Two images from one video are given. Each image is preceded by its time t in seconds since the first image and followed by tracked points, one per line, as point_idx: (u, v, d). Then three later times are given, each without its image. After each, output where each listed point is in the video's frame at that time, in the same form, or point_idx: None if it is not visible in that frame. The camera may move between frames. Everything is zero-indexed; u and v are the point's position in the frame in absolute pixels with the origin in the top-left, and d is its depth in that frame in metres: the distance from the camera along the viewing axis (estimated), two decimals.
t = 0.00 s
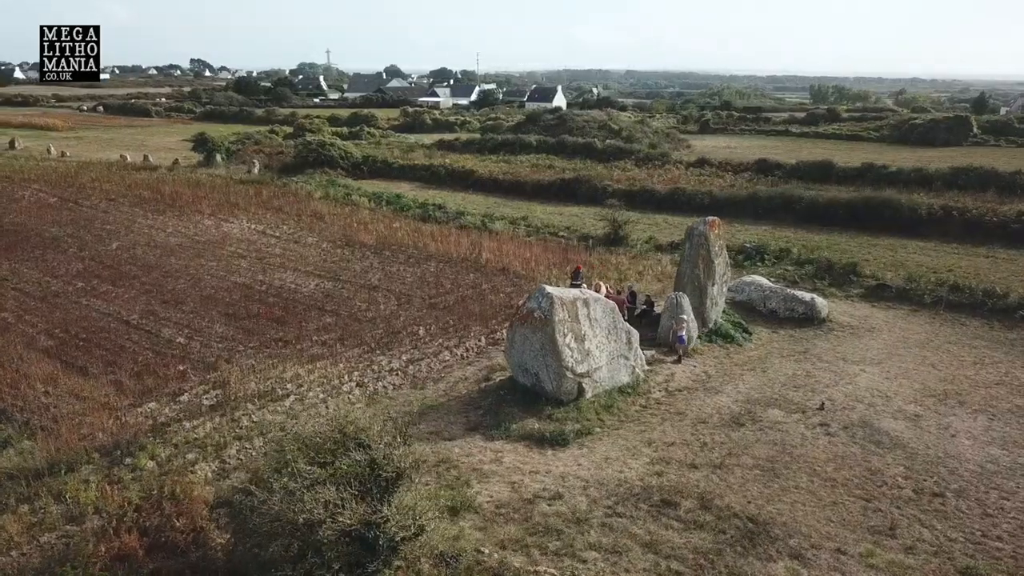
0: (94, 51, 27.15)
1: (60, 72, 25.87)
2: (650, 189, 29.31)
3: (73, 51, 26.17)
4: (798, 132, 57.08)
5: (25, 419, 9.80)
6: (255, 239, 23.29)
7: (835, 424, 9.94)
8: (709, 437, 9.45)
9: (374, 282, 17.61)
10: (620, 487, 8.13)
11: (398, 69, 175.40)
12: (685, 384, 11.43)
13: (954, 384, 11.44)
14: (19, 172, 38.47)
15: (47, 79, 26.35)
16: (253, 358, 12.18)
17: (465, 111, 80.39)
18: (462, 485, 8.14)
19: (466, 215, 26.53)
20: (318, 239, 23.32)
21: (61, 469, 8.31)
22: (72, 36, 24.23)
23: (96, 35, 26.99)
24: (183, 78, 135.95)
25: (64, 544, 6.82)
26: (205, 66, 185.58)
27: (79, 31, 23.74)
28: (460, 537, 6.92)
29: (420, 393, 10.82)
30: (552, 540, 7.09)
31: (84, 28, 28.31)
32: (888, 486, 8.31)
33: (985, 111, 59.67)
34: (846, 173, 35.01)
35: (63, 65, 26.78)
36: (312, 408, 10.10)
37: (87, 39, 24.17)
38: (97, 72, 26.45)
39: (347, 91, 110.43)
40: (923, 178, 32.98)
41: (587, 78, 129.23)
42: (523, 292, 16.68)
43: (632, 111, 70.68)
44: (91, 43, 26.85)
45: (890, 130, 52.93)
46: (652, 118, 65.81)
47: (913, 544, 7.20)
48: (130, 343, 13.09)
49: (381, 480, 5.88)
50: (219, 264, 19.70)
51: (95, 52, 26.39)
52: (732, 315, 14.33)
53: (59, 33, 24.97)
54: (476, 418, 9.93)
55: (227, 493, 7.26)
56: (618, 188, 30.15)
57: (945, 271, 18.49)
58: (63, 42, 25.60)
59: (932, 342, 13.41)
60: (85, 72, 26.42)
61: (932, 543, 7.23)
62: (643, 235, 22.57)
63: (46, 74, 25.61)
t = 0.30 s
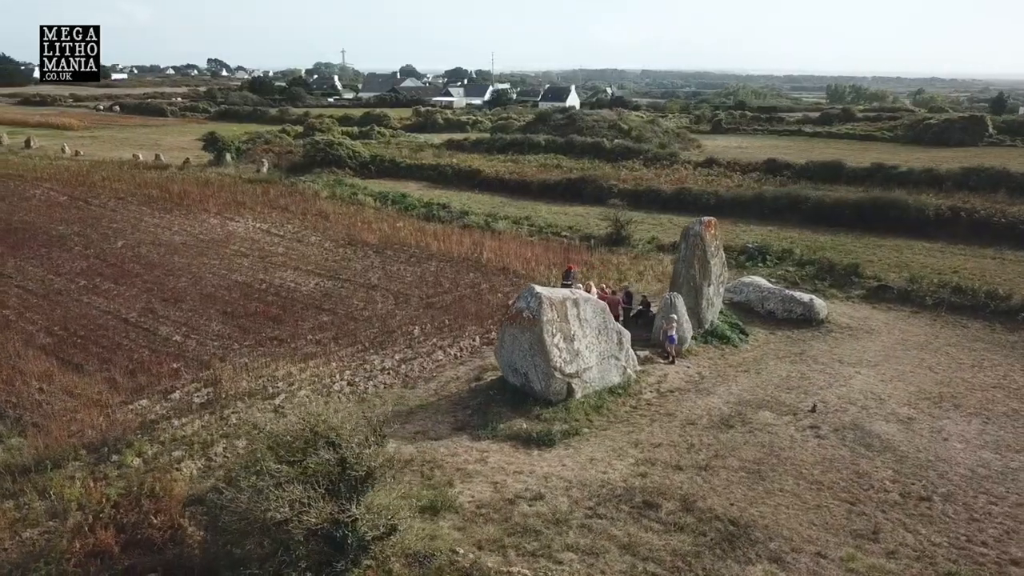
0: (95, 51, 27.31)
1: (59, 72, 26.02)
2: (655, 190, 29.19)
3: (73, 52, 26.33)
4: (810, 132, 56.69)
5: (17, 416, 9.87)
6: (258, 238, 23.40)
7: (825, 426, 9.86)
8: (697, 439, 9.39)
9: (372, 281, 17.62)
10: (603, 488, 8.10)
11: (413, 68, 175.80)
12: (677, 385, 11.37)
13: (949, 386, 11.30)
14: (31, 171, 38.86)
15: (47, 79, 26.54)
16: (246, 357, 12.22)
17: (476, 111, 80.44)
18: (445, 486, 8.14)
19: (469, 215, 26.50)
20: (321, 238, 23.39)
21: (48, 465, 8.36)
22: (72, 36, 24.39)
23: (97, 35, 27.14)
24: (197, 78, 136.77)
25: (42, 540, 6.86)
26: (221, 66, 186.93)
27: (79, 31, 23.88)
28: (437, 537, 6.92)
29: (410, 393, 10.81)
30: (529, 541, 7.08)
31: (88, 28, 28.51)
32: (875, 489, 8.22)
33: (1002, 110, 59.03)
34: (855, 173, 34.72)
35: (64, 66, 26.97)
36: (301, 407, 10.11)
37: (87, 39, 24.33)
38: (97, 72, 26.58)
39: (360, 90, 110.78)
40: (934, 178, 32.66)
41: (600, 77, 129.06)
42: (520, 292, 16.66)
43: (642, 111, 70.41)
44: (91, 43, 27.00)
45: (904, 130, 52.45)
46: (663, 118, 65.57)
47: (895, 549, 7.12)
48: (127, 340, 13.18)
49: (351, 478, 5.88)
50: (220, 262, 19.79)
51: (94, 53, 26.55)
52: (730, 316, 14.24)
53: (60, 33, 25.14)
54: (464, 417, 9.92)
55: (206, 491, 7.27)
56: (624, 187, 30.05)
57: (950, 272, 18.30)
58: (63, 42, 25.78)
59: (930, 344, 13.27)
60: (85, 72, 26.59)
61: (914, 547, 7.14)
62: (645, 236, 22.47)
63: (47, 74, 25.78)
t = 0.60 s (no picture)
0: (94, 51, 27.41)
1: (59, 72, 26.17)
2: (663, 189, 29.05)
3: (73, 51, 26.44)
4: (826, 132, 56.21)
5: (12, 411, 9.98)
6: (264, 236, 23.55)
7: (818, 428, 9.76)
8: (687, 440, 9.33)
9: (374, 280, 17.66)
10: (587, 488, 8.06)
11: (433, 69, 176.16)
12: (671, 385, 11.31)
13: (948, 389, 11.16)
14: (45, 169, 39.30)
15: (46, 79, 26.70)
16: (243, 354, 12.29)
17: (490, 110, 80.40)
18: (430, 485, 8.13)
19: (474, 214, 26.47)
20: (326, 236, 23.48)
21: (38, 460, 8.45)
22: (72, 36, 24.52)
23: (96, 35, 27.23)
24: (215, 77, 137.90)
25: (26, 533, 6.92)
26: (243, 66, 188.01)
27: (79, 31, 24.02)
28: (416, 536, 6.92)
29: (403, 393, 10.83)
30: (509, 540, 7.06)
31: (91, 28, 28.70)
32: (863, 492, 8.12)
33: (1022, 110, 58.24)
34: (866, 174, 34.40)
35: (65, 65, 27.14)
36: (292, 404, 10.15)
37: (87, 39, 24.49)
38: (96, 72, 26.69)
39: (375, 90, 111.13)
40: (947, 179, 32.28)
41: (616, 77, 128.65)
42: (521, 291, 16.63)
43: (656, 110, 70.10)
44: (91, 43, 27.10)
45: (920, 130, 51.87)
46: (677, 117, 65.25)
47: (880, 552, 7.03)
48: (127, 337, 13.30)
49: (324, 476, 5.90)
50: (225, 260, 19.92)
51: (95, 52, 26.66)
52: (729, 317, 14.14)
53: (60, 33, 25.27)
54: (455, 416, 9.92)
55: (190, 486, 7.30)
56: (632, 187, 29.93)
57: (958, 274, 18.08)
58: (65, 42, 25.91)
59: (931, 346, 13.11)
60: (85, 72, 26.73)
61: (899, 551, 7.05)
62: (650, 236, 22.37)
63: (48, 74, 25.94)
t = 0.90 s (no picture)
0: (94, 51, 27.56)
1: (59, 72, 26.36)
2: (672, 189, 28.91)
3: (73, 52, 26.59)
4: (842, 132, 55.69)
5: (9, 406, 10.08)
6: (271, 234, 23.67)
7: (812, 430, 9.65)
8: (677, 441, 9.27)
9: (376, 279, 17.68)
10: (572, 488, 8.02)
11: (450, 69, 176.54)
12: (666, 385, 11.24)
13: (947, 391, 11.01)
14: (60, 168, 39.76)
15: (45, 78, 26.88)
16: (240, 351, 12.34)
17: (504, 109, 80.33)
18: (415, 484, 8.13)
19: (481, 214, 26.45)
20: (332, 235, 23.57)
21: (29, 456, 8.55)
22: (72, 37, 24.66)
23: (96, 35, 27.34)
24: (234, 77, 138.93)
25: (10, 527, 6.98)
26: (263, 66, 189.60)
27: (79, 31, 24.16)
28: (396, 536, 6.92)
29: (395, 391, 10.83)
30: (489, 540, 7.04)
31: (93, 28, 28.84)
32: (852, 495, 8.03)
33: None
34: (879, 175, 34.04)
35: (66, 65, 27.33)
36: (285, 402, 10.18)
37: (88, 40, 24.63)
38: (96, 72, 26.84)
39: (392, 90, 111.47)
40: (961, 179, 31.86)
41: (633, 77, 128.28)
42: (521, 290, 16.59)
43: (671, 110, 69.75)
44: (91, 43, 27.23)
45: (938, 130, 51.22)
46: (692, 117, 64.90)
47: (864, 556, 6.94)
48: (128, 334, 13.41)
49: (297, 474, 5.94)
50: (230, 259, 20.04)
51: (94, 52, 26.78)
52: (729, 317, 14.04)
53: (60, 33, 25.43)
54: (446, 415, 9.91)
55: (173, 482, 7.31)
56: (640, 186, 29.79)
57: (967, 276, 17.83)
58: (65, 42, 25.97)
59: (933, 348, 12.94)
60: (85, 71, 26.90)
61: (884, 556, 6.96)
62: (656, 236, 22.25)
63: (48, 74, 26.11)
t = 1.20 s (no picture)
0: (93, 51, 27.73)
1: (59, 72, 26.57)
2: (680, 189, 28.76)
3: (73, 51, 26.77)
4: (858, 132, 55.13)
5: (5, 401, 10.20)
6: (278, 233, 23.78)
7: (805, 432, 9.56)
8: (667, 441, 9.21)
9: (378, 278, 17.72)
10: (557, 489, 7.99)
11: (466, 68, 176.73)
12: (661, 386, 11.17)
13: (946, 394, 10.86)
14: (75, 166, 40.23)
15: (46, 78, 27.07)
16: (237, 349, 12.41)
17: (518, 109, 80.27)
18: (400, 482, 8.13)
19: (488, 213, 26.42)
20: (339, 233, 23.66)
21: (20, 451, 8.64)
22: (72, 37, 24.82)
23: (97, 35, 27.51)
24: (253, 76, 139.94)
25: None
26: (280, 66, 190.74)
27: (78, 31, 24.33)
28: (376, 535, 6.92)
29: (389, 390, 10.84)
30: (470, 539, 7.02)
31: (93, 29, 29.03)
32: (841, 499, 7.94)
33: None
34: (892, 176, 33.66)
35: (66, 65, 27.54)
36: (277, 399, 10.22)
37: (88, 39, 24.77)
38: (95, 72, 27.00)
39: (408, 89, 111.68)
40: (975, 180, 31.44)
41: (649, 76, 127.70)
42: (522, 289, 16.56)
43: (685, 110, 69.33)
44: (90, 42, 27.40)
45: (956, 130, 50.58)
46: (706, 117, 64.51)
47: (848, 560, 6.86)
48: (128, 331, 13.53)
49: (271, 471, 5.97)
50: (235, 257, 20.16)
51: (93, 52, 26.97)
52: (729, 317, 13.94)
53: (60, 33, 25.59)
54: (437, 414, 9.90)
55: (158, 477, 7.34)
56: (649, 186, 29.65)
57: (975, 278, 17.59)
58: (65, 42, 26.06)
59: (935, 350, 12.77)
60: (84, 71, 27.10)
61: (869, 560, 6.88)
62: (662, 236, 22.14)
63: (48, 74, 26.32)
